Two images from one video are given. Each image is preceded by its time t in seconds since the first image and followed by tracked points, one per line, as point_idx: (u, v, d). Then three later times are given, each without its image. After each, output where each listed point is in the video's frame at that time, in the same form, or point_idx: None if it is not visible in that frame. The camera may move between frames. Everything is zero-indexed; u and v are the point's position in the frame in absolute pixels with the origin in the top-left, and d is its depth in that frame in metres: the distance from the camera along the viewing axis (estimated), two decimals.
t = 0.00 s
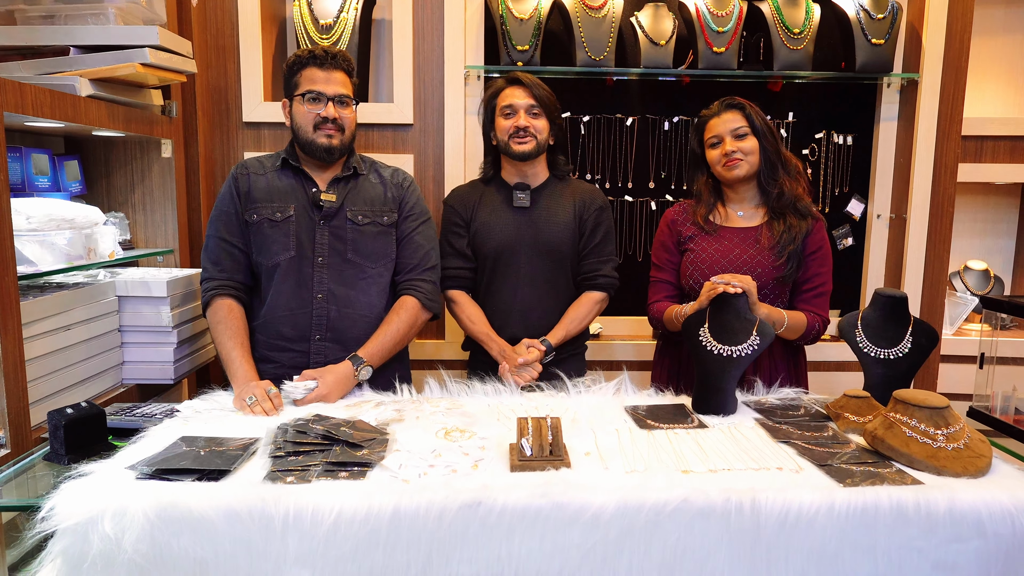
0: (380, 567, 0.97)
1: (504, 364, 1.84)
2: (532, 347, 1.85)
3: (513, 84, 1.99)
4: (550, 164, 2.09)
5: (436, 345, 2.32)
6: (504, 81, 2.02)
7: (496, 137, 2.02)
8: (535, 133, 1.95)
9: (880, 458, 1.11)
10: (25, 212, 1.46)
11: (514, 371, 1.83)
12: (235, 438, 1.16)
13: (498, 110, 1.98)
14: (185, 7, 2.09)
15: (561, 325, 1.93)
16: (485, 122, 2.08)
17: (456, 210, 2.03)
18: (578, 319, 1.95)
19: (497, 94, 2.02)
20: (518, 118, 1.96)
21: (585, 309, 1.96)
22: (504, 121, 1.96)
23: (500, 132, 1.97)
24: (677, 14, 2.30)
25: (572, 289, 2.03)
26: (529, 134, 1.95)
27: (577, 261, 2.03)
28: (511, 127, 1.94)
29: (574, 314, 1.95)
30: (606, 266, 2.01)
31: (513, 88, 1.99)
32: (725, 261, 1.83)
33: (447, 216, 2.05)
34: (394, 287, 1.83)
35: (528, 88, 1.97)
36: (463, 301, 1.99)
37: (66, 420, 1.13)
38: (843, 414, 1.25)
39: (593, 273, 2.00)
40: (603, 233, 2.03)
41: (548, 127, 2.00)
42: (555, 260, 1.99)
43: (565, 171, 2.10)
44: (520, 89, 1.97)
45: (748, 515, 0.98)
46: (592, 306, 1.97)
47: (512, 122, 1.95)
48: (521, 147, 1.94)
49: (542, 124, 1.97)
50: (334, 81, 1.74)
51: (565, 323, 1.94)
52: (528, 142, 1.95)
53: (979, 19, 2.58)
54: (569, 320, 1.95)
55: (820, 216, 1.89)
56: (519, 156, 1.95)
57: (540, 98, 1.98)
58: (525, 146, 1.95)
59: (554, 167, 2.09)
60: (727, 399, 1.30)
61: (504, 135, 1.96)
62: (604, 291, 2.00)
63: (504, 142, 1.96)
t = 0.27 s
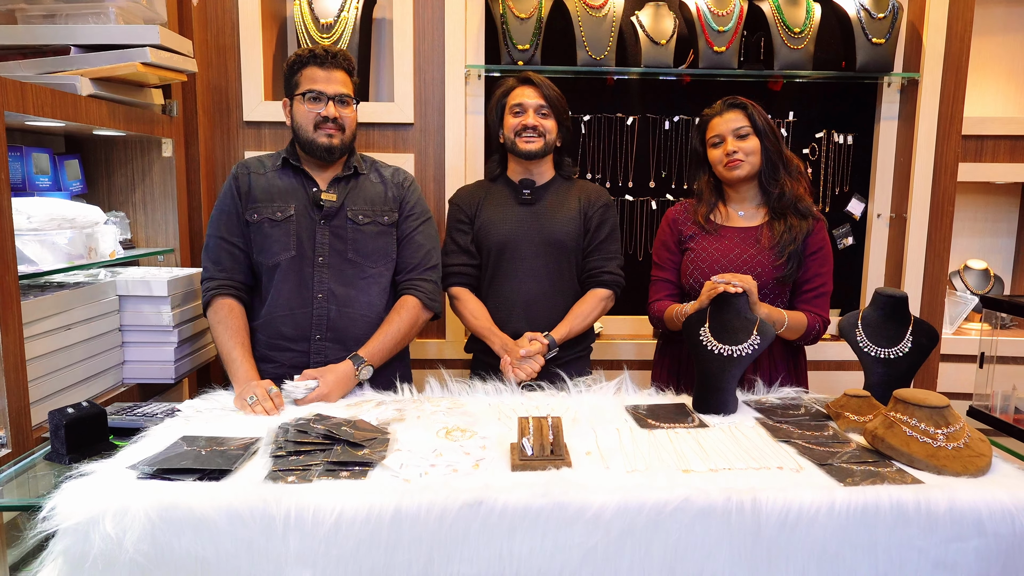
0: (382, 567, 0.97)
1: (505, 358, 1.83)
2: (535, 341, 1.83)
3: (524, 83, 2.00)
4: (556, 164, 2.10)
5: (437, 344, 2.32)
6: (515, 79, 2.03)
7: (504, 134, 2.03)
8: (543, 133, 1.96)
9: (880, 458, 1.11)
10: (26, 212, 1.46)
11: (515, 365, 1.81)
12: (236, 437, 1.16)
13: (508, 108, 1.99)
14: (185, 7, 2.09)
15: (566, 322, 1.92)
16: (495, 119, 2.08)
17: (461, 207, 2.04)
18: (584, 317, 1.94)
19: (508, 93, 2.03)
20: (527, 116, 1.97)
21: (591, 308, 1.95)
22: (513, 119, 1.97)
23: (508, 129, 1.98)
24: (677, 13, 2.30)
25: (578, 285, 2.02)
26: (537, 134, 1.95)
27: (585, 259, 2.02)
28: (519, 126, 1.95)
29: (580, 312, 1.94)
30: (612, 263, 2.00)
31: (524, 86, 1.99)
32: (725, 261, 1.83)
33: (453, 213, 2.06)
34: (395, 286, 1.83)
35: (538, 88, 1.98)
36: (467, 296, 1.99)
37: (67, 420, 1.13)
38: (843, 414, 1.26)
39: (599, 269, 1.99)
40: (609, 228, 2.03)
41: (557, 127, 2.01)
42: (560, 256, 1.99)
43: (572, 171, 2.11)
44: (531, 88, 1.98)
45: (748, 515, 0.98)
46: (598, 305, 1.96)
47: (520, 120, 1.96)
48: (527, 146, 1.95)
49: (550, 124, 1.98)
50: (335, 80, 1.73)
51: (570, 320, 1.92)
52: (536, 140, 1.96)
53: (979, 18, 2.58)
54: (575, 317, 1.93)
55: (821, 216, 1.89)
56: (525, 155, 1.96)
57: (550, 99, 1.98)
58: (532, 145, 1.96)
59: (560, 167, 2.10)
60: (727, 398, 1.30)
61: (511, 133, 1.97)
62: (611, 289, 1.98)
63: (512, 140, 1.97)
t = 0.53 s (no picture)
0: (381, 568, 0.97)
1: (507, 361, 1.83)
2: (536, 343, 1.83)
3: (528, 83, 2.00)
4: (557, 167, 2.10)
5: (437, 345, 2.32)
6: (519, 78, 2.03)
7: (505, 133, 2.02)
8: (544, 134, 1.96)
9: (879, 458, 1.11)
10: (25, 215, 1.46)
11: (518, 367, 1.82)
12: (235, 439, 1.16)
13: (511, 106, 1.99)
14: (184, 9, 2.09)
15: (566, 324, 1.92)
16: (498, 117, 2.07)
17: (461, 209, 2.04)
18: (584, 318, 1.94)
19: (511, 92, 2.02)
20: (530, 117, 1.97)
21: (590, 309, 1.95)
22: (516, 117, 1.97)
23: (509, 127, 1.98)
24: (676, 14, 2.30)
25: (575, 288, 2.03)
26: (538, 134, 1.95)
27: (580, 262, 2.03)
28: (521, 125, 1.95)
29: (580, 312, 1.94)
30: (610, 264, 2.01)
31: (528, 87, 2.00)
32: (725, 261, 1.83)
33: (451, 215, 2.06)
34: (395, 288, 1.83)
35: (543, 89, 1.99)
36: (467, 297, 1.99)
37: (66, 423, 1.13)
38: (843, 414, 1.25)
39: (596, 272, 1.99)
40: (606, 232, 2.03)
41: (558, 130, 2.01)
42: (558, 260, 1.99)
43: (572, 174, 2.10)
44: (535, 88, 1.99)
45: (747, 515, 0.98)
46: (598, 306, 1.96)
47: (523, 119, 1.95)
48: (528, 145, 1.95)
49: (552, 125, 1.98)
50: (334, 82, 1.74)
51: (570, 321, 1.92)
52: (536, 141, 1.96)
53: (979, 17, 2.58)
54: (575, 318, 1.93)
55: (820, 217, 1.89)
56: (524, 153, 1.96)
57: (554, 101, 1.99)
58: (531, 145, 1.96)
59: (559, 169, 2.10)
60: (727, 399, 1.30)
61: (512, 131, 1.97)
62: (609, 290, 1.98)
63: (512, 137, 1.97)
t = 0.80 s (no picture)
0: (381, 570, 0.97)
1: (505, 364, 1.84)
2: (534, 345, 1.84)
3: (532, 85, 2.00)
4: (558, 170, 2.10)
5: (437, 346, 2.32)
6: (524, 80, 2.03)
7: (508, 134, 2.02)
8: (546, 137, 1.96)
9: (880, 460, 1.10)
10: (25, 215, 1.46)
11: (516, 370, 1.83)
12: (234, 440, 1.16)
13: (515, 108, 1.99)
14: (184, 9, 2.09)
15: (562, 327, 1.93)
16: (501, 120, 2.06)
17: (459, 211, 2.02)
18: (578, 322, 1.95)
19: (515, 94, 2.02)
20: (533, 119, 1.97)
21: (584, 313, 1.97)
22: (519, 119, 1.97)
23: (512, 129, 1.98)
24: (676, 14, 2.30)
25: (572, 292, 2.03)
26: (540, 137, 1.95)
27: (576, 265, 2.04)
28: (523, 128, 1.95)
29: (574, 316, 1.95)
30: (607, 270, 2.02)
31: (532, 89, 2.00)
32: (725, 262, 1.83)
33: (450, 213, 2.04)
34: (395, 289, 1.83)
35: (547, 92, 1.99)
36: (465, 299, 1.99)
37: (65, 423, 1.13)
38: (844, 415, 1.25)
39: (593, 277, 2.01)
40: (604, 239, 2.03)
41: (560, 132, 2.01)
42: (558, 264, 1.99)
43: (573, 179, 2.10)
44: (539, 91, 1.99)
45: (747, 517, 0.97)
46: (591, 310, 1.98)
47: (526, 122, 1.95)
48: (529, 147, 1.95)
49: (554, 128, 1.98)
50: (335, 83, 1.73)
51: (565, 325, 1.94)
52: (538, 143, 1.96)
53: (979, 17, 2.58)
54: (570, 322, 1.95)
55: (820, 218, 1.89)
56: (526, 156, 1.96)
57: (557, 104, 1.99)
58: (533, 147, 1.95)
59: (559, 171, 2.10)
60: (727, 400, 1.30)
61: (515, 134, 1.97)
62: (603, 295, 2.00)
63: (514, 140, 1.97)
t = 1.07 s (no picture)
0: (381, 571, 0.97)
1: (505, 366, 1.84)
2: (534, 347, 1.84)
3: (530, 87, 2.00)
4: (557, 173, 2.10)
5: (438, 346, 2.32)
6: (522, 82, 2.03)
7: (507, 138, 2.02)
8: (545, 138, 1.96)
9: (881, 463, 1.10)
10: (27, 214, 1.46)
11: (516, 373, 1.83)
12: (235, 440, 1.16)
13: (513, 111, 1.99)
14: (187, 8, 2.09)
15: (561, 328, 1.93)
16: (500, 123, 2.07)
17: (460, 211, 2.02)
18: (576, 322, 1.96)
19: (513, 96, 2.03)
20: (531, 121, 1.97)
21: (582, 313, 1.97)
22: (517, 122, 1.97)
23: (511, 132, 1.98)
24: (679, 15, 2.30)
25: (569, 294, 2.03)
26: (539, 139, 1.95)
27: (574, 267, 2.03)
28: (522, 130, 1.95)
29: (572, 317, 1.96)
30: (603, 274, 2.02)
31: (530, 91, 2.00)
32: (726, 264, 1.83)
33: (451, 214, 2.04)
34: (396, 289, 1.83)
35: (544, 93, 1.99)
36: (465, 300, 1.98)
37: (66, 423, 1.13)
38: (845, 418, 1.25)
39: (590, 280, 2.01)
40: (603, 244, 2.04)
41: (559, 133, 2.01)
42: (558, 265, 1.99)
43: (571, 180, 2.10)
44: (536, 92, 1.98)
45: (748, 520, 0.97)
46: (589, 310, 1.98)
47: (524, 124, 1.95)
48: (529, 149, 1.94)
49: (553, 129, 1.98)
50: (337, 83, 1.73)
51: (563, 325, 1.94)
52: (538, 144, 1.96)
53: (982, 19, 2.57)
54: (568, 323, 1.95)
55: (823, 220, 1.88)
56: (526, 158, 1.96)
57: (555, 106, 1.98)
58: (533, 149, 1.95)
59: (559, 173, 2.10)
60: (729, 402, 1.30)
61: (514, 136, 1.97)
62: (599, 299, 2.01)
63: (514, 143, 1.97)
